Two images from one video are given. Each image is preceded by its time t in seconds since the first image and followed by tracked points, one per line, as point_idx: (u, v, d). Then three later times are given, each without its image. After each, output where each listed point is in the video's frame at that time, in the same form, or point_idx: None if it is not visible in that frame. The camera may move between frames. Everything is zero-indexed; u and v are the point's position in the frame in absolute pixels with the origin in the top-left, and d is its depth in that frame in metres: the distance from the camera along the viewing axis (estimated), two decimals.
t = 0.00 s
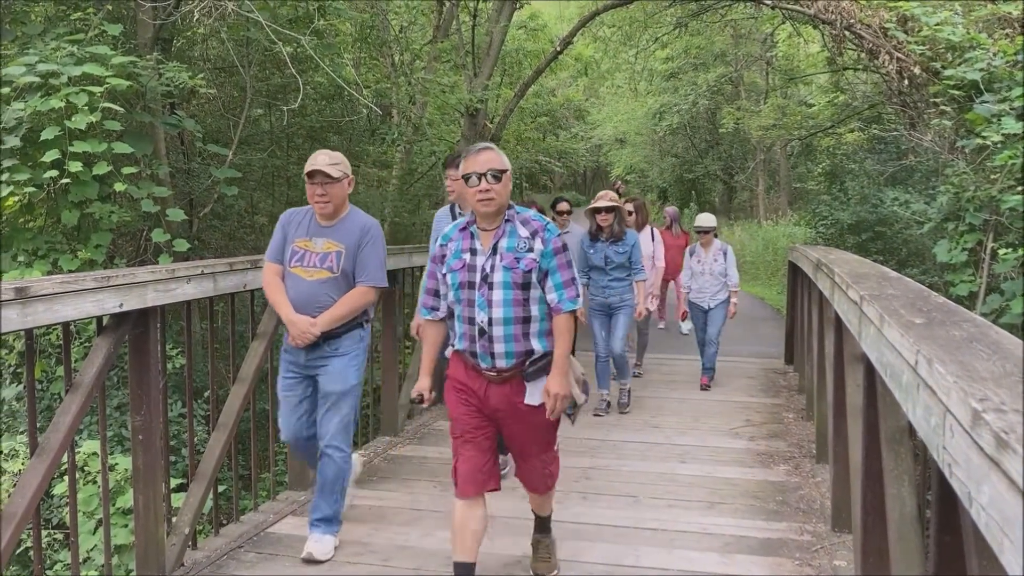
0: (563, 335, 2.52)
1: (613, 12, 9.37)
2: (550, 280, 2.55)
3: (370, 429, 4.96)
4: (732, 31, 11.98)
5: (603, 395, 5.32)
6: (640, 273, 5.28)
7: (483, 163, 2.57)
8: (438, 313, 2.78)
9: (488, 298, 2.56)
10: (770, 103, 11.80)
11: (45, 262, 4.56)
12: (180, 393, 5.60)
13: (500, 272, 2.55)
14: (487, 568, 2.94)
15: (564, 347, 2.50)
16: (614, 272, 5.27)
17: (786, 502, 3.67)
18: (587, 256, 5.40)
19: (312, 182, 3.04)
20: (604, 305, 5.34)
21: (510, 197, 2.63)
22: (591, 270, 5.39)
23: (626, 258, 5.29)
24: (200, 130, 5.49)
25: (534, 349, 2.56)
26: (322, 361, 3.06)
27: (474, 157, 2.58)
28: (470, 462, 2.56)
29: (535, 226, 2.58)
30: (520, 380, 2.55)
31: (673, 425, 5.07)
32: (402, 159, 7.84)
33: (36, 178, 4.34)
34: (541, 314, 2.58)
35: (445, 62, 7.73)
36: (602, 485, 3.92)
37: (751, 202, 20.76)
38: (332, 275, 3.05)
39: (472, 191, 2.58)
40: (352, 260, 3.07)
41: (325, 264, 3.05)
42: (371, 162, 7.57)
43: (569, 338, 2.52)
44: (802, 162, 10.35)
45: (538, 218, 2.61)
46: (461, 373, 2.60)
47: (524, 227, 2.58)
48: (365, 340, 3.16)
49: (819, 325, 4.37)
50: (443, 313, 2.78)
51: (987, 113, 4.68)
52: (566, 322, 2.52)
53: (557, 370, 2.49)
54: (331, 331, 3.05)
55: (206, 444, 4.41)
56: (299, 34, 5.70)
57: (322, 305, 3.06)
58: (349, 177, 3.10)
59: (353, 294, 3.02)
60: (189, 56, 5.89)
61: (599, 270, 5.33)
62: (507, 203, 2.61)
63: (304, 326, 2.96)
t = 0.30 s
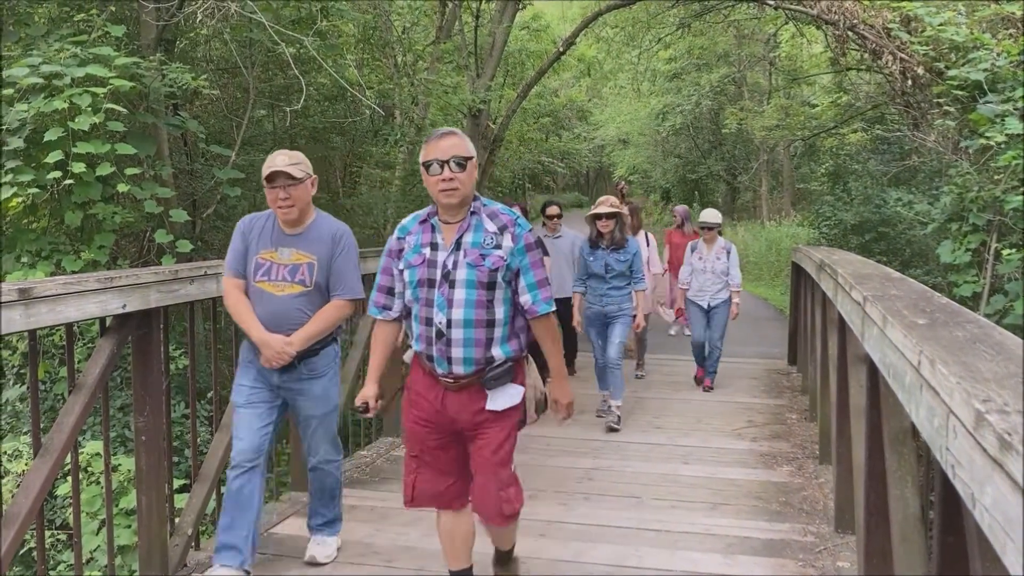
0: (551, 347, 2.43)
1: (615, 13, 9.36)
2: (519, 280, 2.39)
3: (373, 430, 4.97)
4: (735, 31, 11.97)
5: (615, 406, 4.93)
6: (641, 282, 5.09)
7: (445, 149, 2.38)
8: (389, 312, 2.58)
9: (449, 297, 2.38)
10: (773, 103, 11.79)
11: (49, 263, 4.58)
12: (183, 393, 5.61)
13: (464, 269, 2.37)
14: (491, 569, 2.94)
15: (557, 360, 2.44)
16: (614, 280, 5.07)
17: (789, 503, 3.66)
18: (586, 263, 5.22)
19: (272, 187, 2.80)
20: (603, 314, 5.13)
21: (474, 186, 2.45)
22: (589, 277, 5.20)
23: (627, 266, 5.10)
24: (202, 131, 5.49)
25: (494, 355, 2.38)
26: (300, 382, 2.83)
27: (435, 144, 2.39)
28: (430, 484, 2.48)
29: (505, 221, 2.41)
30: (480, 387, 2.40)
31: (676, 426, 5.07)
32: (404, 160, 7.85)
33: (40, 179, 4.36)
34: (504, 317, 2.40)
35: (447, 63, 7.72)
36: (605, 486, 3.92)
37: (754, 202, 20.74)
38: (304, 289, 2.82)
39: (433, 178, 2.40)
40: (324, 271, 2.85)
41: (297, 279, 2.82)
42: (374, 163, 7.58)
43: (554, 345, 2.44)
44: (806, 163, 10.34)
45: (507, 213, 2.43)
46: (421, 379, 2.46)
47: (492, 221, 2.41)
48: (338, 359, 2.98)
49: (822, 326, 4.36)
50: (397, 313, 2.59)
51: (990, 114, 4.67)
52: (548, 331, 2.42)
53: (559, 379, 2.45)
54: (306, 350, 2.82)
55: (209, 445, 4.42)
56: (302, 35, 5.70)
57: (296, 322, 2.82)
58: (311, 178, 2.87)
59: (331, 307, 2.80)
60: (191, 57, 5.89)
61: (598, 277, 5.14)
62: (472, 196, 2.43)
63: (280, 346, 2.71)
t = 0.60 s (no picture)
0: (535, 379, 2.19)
1: (617, 14, 9.36)
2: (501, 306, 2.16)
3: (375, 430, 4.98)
4: (737, 31, 11.96)
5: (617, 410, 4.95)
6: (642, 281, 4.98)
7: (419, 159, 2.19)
8: (361, 334, 2.40)
9: (420, 324, 2.15)
10: (776, 104, 11.78)
11: (52, 263, 4.62)
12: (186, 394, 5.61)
13: (438, 294, 2.14)
14: (493, 569, 2.95)
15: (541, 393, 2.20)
16: (613, 276, 4.96)
17: (791, 504, 3.66)
18: (587, 257, 5.12)
19: (201, 178, 2.54)
20: (602, 311, 5.02)
21: (453, 197, 2.23)
22: (590, 272, 5.11)
23: (629, 263, 4.98)
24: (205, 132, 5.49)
25: (467, 389, 2.17)
26: (241, 396, 2.54)
27: (414, 151, 2.20)
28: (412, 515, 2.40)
29: (485, 241, 2.16)
30: (453, 422, 2.19)
31: (678, 426, 5.07)
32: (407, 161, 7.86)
33: (43, 180, 4.36)
34: (483, 347, 2.17)
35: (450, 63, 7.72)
36: (608, 487, 3.92)
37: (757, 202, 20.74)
38: (243, 286, 2.53)
39: (406, 191, 2.19)
40: (266, 267, 2.56)
41: (236, 277, 2.53)
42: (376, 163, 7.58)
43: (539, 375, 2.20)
44: (809, 163, 10.34)
45: (490, 230, 2.19)
46: (392, 410, 2.29)
47: (471, 241, 2.16)
48: (289, 368, 2.65)
49: (825, 327, 4.36)
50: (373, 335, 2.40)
51: (993, 114, 4.65)
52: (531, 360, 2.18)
53: (541, 416, 2.23)
54: (248, 358, 2.53)
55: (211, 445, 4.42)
56: (304, 35, 5.69)
57: (235, 326, 2.53)
58: (245, 168, 2.61)
59: (274, 305, 2.52)
60: (194, 58, 5.89)
61: (598, 272, 5.04)
62: (450, 210, 2.20)
63: (219, 354, 2.42)
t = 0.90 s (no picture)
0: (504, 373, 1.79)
1: (619, 14, 9.36)
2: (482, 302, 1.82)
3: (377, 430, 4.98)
4: (740, 31, 11.96)
5: (584, 420, 4.65)
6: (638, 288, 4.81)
7: (388, 139, 1.86)
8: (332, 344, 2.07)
9: (393, 325, 1.82)
10: (778, 104, 11.78)
11: (55, 264, 4.63)
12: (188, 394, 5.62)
13: (411, 291, 1.82)
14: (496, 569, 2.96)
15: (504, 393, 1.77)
16: (608, 285, 4.76)
17: (794, 504, 3.66)
18: (580, 265, 4.94)
19: (141, 178, 2.33)
20: (596, 320, 4.83)
21: (426, 185, 1.91)
22: (583, 279, 4.91)
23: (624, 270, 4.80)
24: (208, 133, 5.51)
25: (455, 397, 1.83)
26: (177, 420, 2.31)
27: (383, 131, 1.87)
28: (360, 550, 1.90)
29: (463, 229, 1.85)
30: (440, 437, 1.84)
31: (681, 427, 5.07)
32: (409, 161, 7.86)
33: (45, 180, 4.36)
34: (466, 350, 1.84)
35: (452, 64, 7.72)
36: (611, 487, 3.92)
37: (759, 202, 20.74)
38: (181, 299, 2.30)
39: (372, 177, 1.87)
40: (208, 279, 2.33)
41: (172, 288, 2.30)
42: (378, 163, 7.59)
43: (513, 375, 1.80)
44: (811, 163, 10.34)
45: (468, 217, 1.88)
46: (365, 423, 1.91)
47: (446, 228, 1.85)
48: (235, 391, 2.41)
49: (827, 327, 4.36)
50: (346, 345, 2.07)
51: (996, 114, 4.65)
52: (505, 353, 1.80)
53: (496, 428, 1.75)
54: (185, 378, 2.30)
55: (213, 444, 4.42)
56: (307, 36, 5.70)
57: (173, 342, 2.30)
58: (190, 168, 2.41)
59: (214, 321, 2.28)
60: (197, 59, 5.89)
61: (591, 280, 4.85)
62: (424, 197, 1.88)
63: (152, 374, 2.20)
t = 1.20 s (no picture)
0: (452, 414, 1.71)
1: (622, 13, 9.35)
2: (431, 329, 1.74)
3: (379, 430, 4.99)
4: (743, 31, 11.95)
5: (585, 426, 4.55)
6: (625, 282, 4.66)
7: (320, 143, 1.78)
8: (263, 375, 1.97)
9: (327, 356, 1.74)
10: (781, 103, 11.76)
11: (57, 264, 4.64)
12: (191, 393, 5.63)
13: (348, 316, 1.73)
14: (498, 569, 2.96)
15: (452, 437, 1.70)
16: (595, 280, 4.59)
17: (797, 504, 3.65)
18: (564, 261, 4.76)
19: (74, 179, 2.22)
20: (583, 319, 4.63)
21: (366, 196, 1.84)
22: (568, 276, 4.74)
23: (610, 264, 4.65)
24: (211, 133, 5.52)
25: (403, 435, 1.74)
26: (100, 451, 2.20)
27: (314, 136, 1.79)
28: None
29: (408, 245, 1.76)
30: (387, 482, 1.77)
31: (683, 426, 5.07)
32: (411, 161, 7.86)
33: (48, 180, 4.36)
34: (412, 381, 1.74)
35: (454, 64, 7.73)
36: (613, 487, 3.92)
37: (762, 202, 20.72)
38: (111, 316, 2.21)
39: (303, 186, 1.79)
40: (143, 295, 2.24)
41: (101, 303, 2.21)
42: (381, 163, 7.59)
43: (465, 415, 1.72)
44: (813, 163, 10.32)
45: (413, 230, 1.80)
46: (303, 473, 1.86)
47: (389, 245, 1.77)
48: (168, 415, 2.31)
49: (830, 327, 4.35)
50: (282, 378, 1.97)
51: (999, 114, 4.64)
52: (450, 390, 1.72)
53: (447, 474, 1.69)
54: (112, 406, 2.19)
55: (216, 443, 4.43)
56: (309, 36, 5.70)
57: (97, 364, 2.20)
58: (130, 169, 2.29)
59: (144, 345, 2.18)
60: (199, 59, 5.89)
61: (578, 276, 4.68)
62: (360, 208, 1.81)
63: (70, 401, 2.10)
